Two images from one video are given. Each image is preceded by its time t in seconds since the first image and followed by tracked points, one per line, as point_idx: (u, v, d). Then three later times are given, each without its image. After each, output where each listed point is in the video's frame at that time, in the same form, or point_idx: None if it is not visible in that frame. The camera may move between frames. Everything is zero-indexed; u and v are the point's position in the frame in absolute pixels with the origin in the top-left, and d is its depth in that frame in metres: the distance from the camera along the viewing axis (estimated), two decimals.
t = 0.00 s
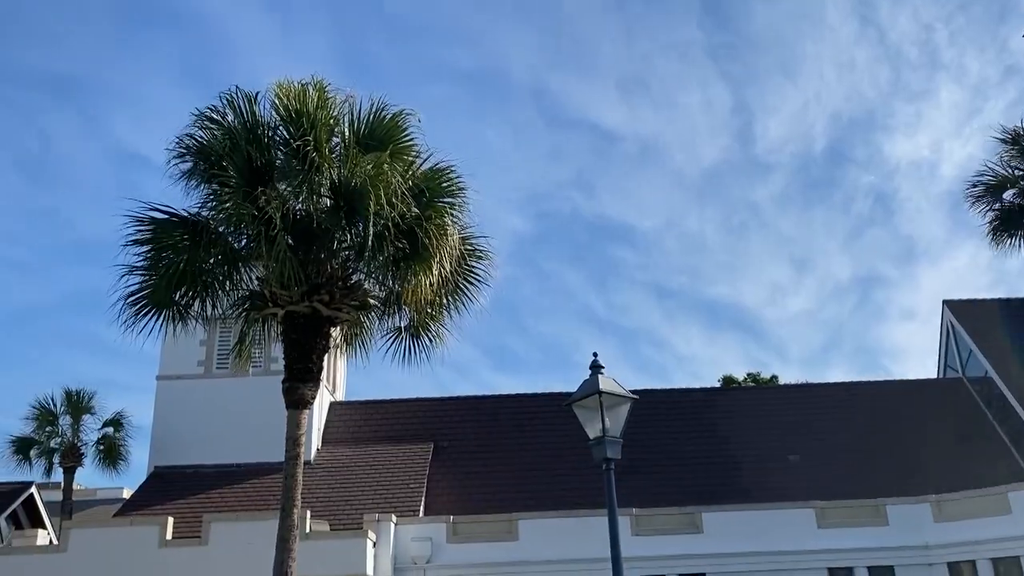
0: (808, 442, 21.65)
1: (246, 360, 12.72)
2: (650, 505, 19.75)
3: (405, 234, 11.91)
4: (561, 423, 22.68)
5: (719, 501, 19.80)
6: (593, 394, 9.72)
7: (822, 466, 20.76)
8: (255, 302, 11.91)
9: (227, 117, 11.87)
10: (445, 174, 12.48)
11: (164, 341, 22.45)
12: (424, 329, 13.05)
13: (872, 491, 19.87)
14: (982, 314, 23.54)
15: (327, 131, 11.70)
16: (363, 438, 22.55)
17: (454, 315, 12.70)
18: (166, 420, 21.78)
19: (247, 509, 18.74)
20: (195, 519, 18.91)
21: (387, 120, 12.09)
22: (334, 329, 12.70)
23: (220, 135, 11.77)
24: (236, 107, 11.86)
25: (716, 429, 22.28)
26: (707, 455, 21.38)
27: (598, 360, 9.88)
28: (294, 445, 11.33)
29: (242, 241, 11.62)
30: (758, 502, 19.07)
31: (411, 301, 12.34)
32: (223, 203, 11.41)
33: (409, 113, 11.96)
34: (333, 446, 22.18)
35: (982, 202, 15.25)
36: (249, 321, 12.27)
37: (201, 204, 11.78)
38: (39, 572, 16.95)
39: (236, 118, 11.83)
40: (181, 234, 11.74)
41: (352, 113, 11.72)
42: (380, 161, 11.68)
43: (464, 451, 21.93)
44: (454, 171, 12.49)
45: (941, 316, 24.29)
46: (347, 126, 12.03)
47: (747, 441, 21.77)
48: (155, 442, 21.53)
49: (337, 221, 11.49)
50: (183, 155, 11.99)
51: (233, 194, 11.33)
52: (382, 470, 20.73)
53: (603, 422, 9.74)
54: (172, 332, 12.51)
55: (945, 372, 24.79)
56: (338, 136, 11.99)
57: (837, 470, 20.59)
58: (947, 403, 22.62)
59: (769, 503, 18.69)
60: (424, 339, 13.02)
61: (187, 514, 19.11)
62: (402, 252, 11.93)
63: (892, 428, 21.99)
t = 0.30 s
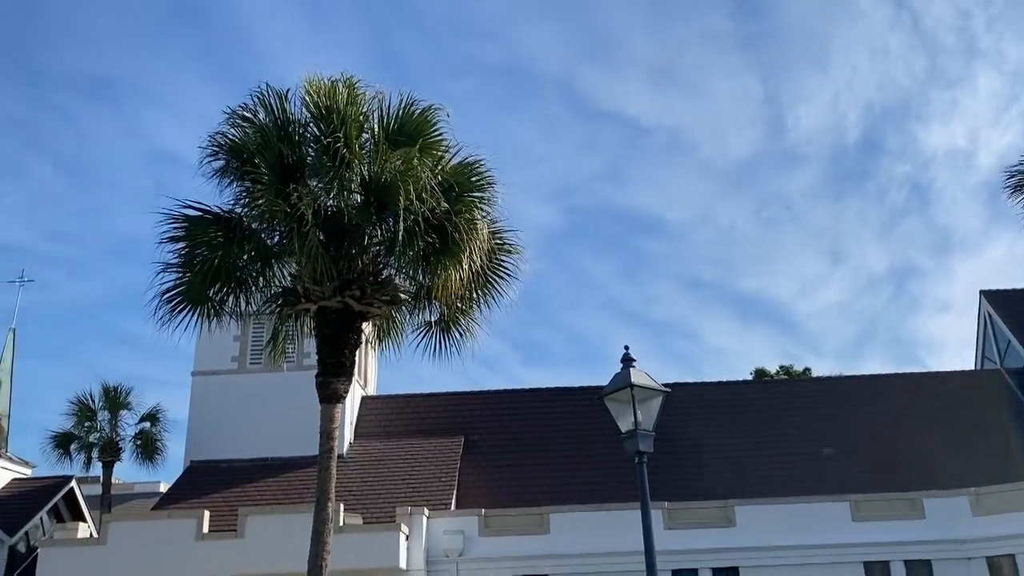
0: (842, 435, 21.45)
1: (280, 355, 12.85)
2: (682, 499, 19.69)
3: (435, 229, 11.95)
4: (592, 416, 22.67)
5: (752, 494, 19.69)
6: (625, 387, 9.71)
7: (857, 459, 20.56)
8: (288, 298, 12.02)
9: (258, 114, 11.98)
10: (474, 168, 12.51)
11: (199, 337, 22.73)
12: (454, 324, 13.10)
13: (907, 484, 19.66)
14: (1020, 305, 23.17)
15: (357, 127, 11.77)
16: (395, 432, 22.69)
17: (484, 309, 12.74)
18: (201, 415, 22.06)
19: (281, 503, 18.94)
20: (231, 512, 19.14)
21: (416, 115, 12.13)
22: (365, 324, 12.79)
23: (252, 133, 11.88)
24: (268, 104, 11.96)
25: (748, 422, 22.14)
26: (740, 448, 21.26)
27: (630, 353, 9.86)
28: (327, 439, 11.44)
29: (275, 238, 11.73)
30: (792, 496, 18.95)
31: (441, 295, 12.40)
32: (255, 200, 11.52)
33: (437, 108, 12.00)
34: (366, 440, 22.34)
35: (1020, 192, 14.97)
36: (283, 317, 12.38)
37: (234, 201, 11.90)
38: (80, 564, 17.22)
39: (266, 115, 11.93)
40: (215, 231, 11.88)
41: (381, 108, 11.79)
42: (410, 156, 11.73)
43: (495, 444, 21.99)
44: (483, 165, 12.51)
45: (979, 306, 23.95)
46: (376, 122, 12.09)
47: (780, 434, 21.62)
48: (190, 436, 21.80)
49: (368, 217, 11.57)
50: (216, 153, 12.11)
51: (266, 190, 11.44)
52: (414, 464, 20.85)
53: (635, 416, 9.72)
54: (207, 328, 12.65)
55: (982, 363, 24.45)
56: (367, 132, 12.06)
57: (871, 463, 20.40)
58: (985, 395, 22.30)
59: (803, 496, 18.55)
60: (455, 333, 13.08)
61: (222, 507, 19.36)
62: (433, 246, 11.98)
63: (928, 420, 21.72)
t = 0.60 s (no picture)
0: (875, 428, 21.23)
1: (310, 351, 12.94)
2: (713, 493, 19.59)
3: (462, 224, 11.97)
4: (622, 410, 22.62)
5: (784, 488, 19.56)
6: (654, 381, 9.67)
7: (890, 452, 20.35)
8: (317, 294, 12.10)
9: (287, 112, 12.06)
10: (501, 162, 12.51)
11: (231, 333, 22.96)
12: (482, 319, 13.12)
13: (942, 477, 19.42)
14: None
15: (385, 123, 11.81)
16: (425, 426, 22.78)
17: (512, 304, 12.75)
18: (233, 410, 22.28)
19: (313, 497, 19.10)
20: (263, 506, 19.34)
21: (443, 110, 12.15)
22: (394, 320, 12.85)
23: (281, 130, 11.96)
24: (296, 102, 12.03)
25: (779, 415, 21.96)
26: (771, 442, 21.10)
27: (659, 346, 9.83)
28: (358, 434, 11.51)
29: (304, 234, 11.82)
30: (824, 489, 18.81)
31: (469, 290, 12.42)
32: (285, 197, 11.61)
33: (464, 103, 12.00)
34: (395, 434, 22.46)
35: None
36: (313, 312, 12.46)
37: (264, 198, 11.99)
38: (117, 558, 17.48)
39: (295, 113, 12.01)
40: (246, 228, 11.99)
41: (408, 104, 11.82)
42: (437, 152, 11.75)
43: (524, 438, 22.01)
44: (510, 160, 12.50)
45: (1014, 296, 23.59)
46: (403, 118, 12.12)
47: (812, 428, 21.44)
48: (223, 432, 22.02)
49: (396, 213, 11.61)
50: (246, 150, 12.20)
51: (295, 187, 11.51)
52: (443, 458, 20.93)
53: (665, 409, 9.69)
54: (238, 324, 12.77)
55: (1018, 355, 24.08)
56: (395, 128, 12.09)
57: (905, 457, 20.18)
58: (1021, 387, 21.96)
59: (835, 490, 18.38)
60: (483, 328, 13.10)
61: (255, 502, 19.55)
62: (460, 241, 11.99)
63: (963, 413, 21.43)
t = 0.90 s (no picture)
0: (908, 421, 21.01)
1: (340, 346, 13.05)
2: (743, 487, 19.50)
3: (490, 218, 12.00)
4: (650, 404, 22.57)
5: (815, 482, 19.43)
6: (684, 374, 9.65)
7: (923, 446, 20.13)
8: (347, 290, 12.19)
9: (315, 109, 12.14)
10: (528, 156, 12.51)
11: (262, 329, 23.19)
12: (510, 313, 13.14)
13: (977, 471, 19.20)
14: None
15: (411, 119, 11.86)
16: (454, 421, 22.87)
17: (540, 298, 12.76)
18: (265, 406, 22.51)
19: (344, 491, 19.26)
20: (295, 500, 19.52)
21: (469, 106, 12.17)
22: (423, 315, 12.92)
23: (310, 127, 12.05)
24: (324, 99, 12.11)
25: (810, 409, 21.79)
26: (802, 436, 20.95)
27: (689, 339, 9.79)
28: (388, 428, 11.60)
29: (334, 231, 11.91)
30: (855, 483, 18.65)
31: (497, 285, 12.45)
32: (314, 194, 11.70)
33: (490, 97, 12.01)
34: (425, 429, 22.58)
35: None
36: (342, 308, 12.55)
37: (294, 195, 12.11)
38: (154, 551, 17.73)
39: (323, 110, 12.09)
40: (276, 225, 12.10)
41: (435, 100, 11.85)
42: (464, 147, 11.78)
43: (553, 433, 22.03)
44: (537, 154, 12.51)
45: None
46: (430, 114, 12.16)
47: (844, 421, 21.26)
48: (255, 427, 22.25)
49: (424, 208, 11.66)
50: (275, 148, 12.31)
51: (324, 183, 11.60)
52: (472, 453, 21.00)
53: (695, 403, 9.65)
54: (269, 320, 12.90)
55: None
56: (421, 123, 12.13)
57: (938, 450, 19.96)
58: None
59: (868, 484, 18.22)
60: (511, 322, 13.13)
61: (287, 496, 19.75)
62: (488, 236, 12.02)
63: (998, 406, 21.13)
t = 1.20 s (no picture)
0: (941, 414, 20.77)
1: (369, 341, 13.14)
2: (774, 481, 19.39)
3: (517, 213, 12.02)
4: (679, 398, 22.51)
5: (847, 476, 19.28)
6: (715, 368, 9.60)
7: (957, 439, 19.90)
8: (376, 286, 12.26)
9: (342, 106, 12.22)
10: (554, 150, 12.52)
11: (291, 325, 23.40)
12: (538, 308, 13.16)
13: (1013, 464, 18.94)
14: None
15: (438, 115, 11.90)
16: (483, 415, 22.95)
17: (568, 292, 12.77)
18: (295, 401, 22.72)
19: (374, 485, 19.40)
20: (326, 495, 19.69)
21: (496, 100, 12.18)
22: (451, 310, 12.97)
23: (337, 124, 12.12)
24: (352, 96, 12.18)
25: (842, 401, 21.61)
26: (833, 429, 20.78)
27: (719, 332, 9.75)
28: (418, 422, 11.67)
29: (362, 227, 11.99)
30: (888, 477, 18.49)
31: (525, 280, 12.47)
32: (343, 190, 11.79)
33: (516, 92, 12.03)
34: (454, 423, 22.67)
35: None
36: (372, 303, 12.65)
37: (323, 192, 12.20)
38: (188, 545, 17.97)
39: (351, 107, 12.16)
40: (305, 221, 12.20)
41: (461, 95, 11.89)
42: (491, 142, 11.81)
43: (581, 427, 22.03)
44: (564, 147, 12.51)
45: None
46: (457, 109, 12.20)
47: (876, 414, 21.06)
48: (286, 422, 22.45)
49: (451, 203, 11.70)
50: (304, 146, 12.41)
51: (352, 180, 11.68)
52: (501, 447, 21.06)
53: (726, 396, 9.61)
54: (300, 316, 13.02)
55: None
56: (448, 119, 12.17)
57: (973, 443, 19.72)
58: None
59: (901, 478, 18.05)
60: (539, 317, 13.15)
61: (318, 490, 19.92)
62: (515, 230, 12.04)
63: None
